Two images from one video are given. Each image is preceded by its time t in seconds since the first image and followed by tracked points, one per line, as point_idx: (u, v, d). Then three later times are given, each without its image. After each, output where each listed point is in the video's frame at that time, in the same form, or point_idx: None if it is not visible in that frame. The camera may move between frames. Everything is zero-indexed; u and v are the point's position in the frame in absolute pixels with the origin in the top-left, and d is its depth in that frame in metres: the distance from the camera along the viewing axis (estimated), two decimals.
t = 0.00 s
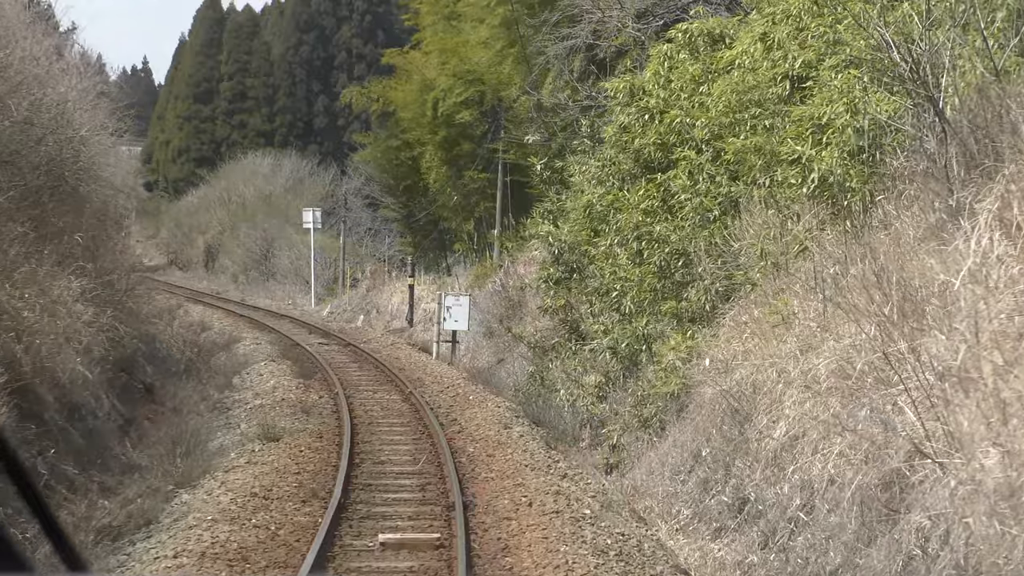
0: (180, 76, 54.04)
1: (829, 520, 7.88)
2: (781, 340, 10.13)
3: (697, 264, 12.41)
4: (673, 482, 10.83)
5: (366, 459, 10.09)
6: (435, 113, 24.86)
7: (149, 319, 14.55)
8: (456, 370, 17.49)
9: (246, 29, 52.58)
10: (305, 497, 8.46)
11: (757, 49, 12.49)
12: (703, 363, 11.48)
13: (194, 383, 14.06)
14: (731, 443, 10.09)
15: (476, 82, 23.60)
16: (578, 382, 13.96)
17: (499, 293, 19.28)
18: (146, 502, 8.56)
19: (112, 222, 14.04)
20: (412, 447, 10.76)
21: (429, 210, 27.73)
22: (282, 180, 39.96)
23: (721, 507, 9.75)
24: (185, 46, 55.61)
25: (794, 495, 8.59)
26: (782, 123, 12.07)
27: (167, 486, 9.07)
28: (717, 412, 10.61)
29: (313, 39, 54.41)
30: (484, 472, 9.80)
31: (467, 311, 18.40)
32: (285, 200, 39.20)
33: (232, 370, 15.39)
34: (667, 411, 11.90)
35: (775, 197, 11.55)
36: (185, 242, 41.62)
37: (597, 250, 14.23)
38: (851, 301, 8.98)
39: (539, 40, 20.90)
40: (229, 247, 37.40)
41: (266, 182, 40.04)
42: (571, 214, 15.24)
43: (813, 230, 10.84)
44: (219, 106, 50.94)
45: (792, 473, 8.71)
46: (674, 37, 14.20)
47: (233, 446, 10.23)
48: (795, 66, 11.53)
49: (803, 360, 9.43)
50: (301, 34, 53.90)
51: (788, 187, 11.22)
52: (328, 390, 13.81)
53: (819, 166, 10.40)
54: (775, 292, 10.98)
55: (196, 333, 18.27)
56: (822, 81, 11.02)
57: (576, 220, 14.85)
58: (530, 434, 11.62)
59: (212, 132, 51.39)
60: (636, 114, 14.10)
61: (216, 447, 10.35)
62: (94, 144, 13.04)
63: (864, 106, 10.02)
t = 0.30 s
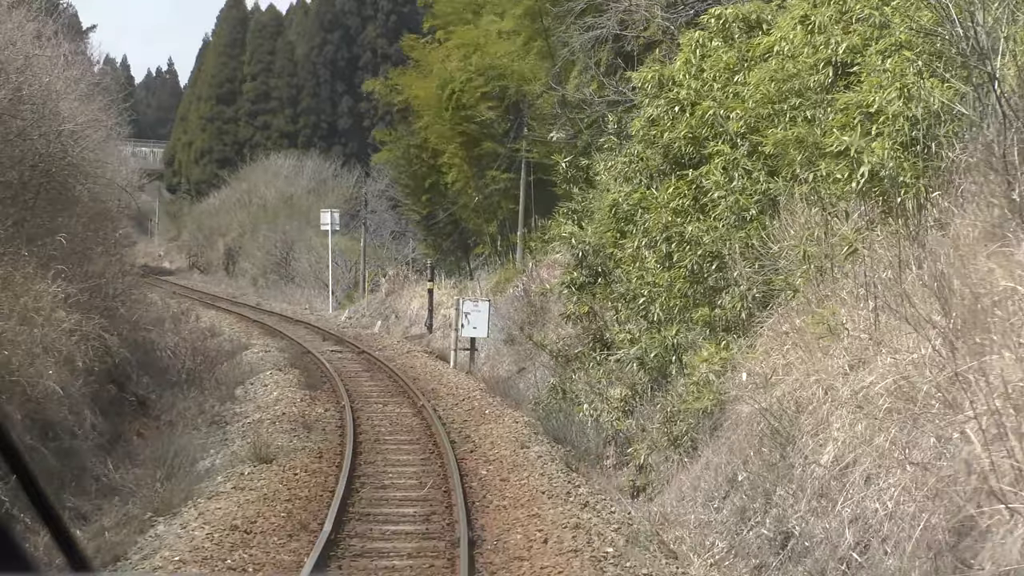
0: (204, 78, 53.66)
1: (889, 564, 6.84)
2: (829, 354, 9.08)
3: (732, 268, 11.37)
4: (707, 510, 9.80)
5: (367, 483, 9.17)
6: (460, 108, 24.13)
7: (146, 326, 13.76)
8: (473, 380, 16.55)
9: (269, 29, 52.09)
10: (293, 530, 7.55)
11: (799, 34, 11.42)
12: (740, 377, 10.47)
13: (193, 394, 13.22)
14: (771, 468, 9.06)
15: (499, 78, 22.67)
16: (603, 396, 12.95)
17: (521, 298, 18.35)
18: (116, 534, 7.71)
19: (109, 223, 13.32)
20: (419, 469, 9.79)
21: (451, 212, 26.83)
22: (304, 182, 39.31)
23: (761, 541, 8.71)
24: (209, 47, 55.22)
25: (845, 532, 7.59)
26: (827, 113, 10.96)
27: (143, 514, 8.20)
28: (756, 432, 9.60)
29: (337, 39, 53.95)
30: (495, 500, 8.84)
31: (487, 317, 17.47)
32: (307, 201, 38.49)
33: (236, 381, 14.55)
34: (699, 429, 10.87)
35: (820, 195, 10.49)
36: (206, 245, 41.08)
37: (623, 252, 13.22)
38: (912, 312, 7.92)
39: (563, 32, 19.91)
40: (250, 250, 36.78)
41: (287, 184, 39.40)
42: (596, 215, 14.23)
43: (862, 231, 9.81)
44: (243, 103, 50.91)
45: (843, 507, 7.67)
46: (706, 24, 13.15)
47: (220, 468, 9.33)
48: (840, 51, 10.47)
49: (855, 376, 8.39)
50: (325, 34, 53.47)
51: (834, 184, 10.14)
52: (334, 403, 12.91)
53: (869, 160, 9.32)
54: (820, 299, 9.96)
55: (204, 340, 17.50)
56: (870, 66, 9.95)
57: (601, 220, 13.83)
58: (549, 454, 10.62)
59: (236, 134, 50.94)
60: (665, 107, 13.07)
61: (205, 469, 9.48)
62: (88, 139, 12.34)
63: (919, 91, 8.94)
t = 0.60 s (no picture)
0: (226, 83, 53.35)
1: None
2: (881, 373, 8.17)
3: (770, 274, 10.44)
4: (744, 542, 8.91)
5: (367, 514, 8.33)
6: (477, 108, 23.25)
7: (145, 338, 13.05)
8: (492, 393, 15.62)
9: (291, 33, 51.68)
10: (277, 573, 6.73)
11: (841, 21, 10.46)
12: (781, 396, 9.54)
13: (194, 409, 12.51)
14: (817, 498, 8.16)
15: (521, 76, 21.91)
16: (629, 413, 12.00)
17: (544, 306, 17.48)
18: (87, 573, 6.94)
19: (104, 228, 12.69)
20: (427, 496, 8.93)
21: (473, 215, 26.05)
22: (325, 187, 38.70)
23: None
24: (232, 53, 54.91)
25: None
26: (873, 105, 9.99)
27: (118, 549, 7.43)
28: (799, 457, 8.67)
29: (360, 42, 53.72)
30: (508, 534, 7.97)
31: (507, 327, 16.60)
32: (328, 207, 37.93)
33: (240, 395, 13.76)
34: (735, 451, 9.94)
35: (867, 194, 9.50)
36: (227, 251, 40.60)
37: (651, 257, 12.32)
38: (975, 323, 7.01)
39: (587, 27, 19.08)
40: (270, 256, 36.22)
41: (308, 189, 38.81)
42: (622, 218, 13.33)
43: (917, 234, 8.74)
44: (265, 109, 50.78)
45: (903, 547, 6.77)
46: (740, 12, 12.22)
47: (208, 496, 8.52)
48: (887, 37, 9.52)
49: (912, 397, 7.48)
50: (347, 37, 53.27)
51: (884, 182, 9.18)
52: (342, 419, 12.11)
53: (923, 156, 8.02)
54: (869, 310, 9.03)
55: (212, 352, 16.79)
56: (921, 53, 8.99)
57: (626, 223, 12.95)
58: (569, 479, 9.70)
59: (258, 138, 50.61)
60: (695, 102, 12.15)
61: (193, 496, 8.70)
62: (79, 137, 11.74)
63: (976, 77, 7.98)
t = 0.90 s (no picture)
0: (247, 86, 53.04)
1: None
2: (933, 392, 7.27)
3: (808, 279, 9.51)
4: None
5: (359, 547, 7.48)
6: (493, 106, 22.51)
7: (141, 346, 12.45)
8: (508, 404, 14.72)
9: (311, 35, 51.36)
10: None
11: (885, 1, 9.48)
12: (823, 414, 8.61)
13: (189, 424, 11.78)
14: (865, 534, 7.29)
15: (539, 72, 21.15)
16: (653, 431, 10.92)
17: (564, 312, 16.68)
18: None
19: (96, 227, 12.21)
20: (428, 526, 8.07)
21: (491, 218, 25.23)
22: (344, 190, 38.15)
23: None
24: (252, 56, 54.62)
25: None
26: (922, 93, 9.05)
27: None
28: (842, 484, 7.82)
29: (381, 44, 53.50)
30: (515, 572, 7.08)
31: (525, 334, 15.73)
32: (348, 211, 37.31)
33: (239, 407, 12.99)
34: (769, 475, 9.05)
35: (916, 190, 8.53)
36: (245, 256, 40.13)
37: (678, 260, 11.41)
38: None
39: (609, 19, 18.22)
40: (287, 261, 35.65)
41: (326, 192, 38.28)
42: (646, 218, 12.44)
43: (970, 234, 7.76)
44: (285, 110, 50.80)
45: None
46: None
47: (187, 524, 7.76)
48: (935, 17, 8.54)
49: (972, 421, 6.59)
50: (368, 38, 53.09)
51: (938, 176, 8.23)
52: (344, 434, 11.28)
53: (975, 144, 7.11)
54: (921, 320, 8.06)
55: (217, 360, 16.19)
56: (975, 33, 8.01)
57: (651, 223, 12.06)
58: (588, 506, 8.82)
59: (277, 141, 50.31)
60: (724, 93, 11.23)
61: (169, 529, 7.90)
62: (69, 132, 11.25)
63: None
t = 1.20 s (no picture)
0: (265, 87, 52.58)
1: None
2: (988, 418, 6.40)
3: (849, 286, 8.59)
4: None
5: None
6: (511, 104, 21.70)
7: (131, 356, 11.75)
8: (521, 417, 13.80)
9: (330, 35, 50.90)
10: None
11: None
12: (870, 439, 7.67)
13: (178, 441, 11.04)
14: None
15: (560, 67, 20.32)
16: (677, 451, 9.82)
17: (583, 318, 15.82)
18: None
19: (83, 229, 11.57)
20: (425, 563, 7.21)
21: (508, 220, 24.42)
22: (362, 192, 37.52)
23: None
24: (271, 57, 54.19)
25: None
26: (973, 79, 8.21)
27: None
28: (892, 521, 6.97)
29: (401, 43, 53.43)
30: None
31: (541, 342, 14.87)
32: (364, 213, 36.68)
33: (235, 420, 12.17)
34: (807, 506, 8.14)
35: (972, 187, 7.59)
36: (263, 259, 39.77)
37: (704, 265, 10.51)
38: None
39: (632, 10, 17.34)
40: (303, 264, 35.08)
41: (343, 194, 37.65)
42: (668, 219, 11.52)
43: None
44: (304, 113, 50.35)
45: None
46: None
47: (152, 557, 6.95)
48: None
49: None
50: (388, 39, 53.00)
51: (994, 170, 7.32)
52: (342, 452, 10.45)
53: None
54: (976, 333, 7.09)
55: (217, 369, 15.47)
56: None
57: (674, 225, 11.15)
58: (604, 540, 7.94)
59: (296, 142, 50.00)
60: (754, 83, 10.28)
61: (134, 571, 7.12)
62: (53, 127, 10.58)
63: None
